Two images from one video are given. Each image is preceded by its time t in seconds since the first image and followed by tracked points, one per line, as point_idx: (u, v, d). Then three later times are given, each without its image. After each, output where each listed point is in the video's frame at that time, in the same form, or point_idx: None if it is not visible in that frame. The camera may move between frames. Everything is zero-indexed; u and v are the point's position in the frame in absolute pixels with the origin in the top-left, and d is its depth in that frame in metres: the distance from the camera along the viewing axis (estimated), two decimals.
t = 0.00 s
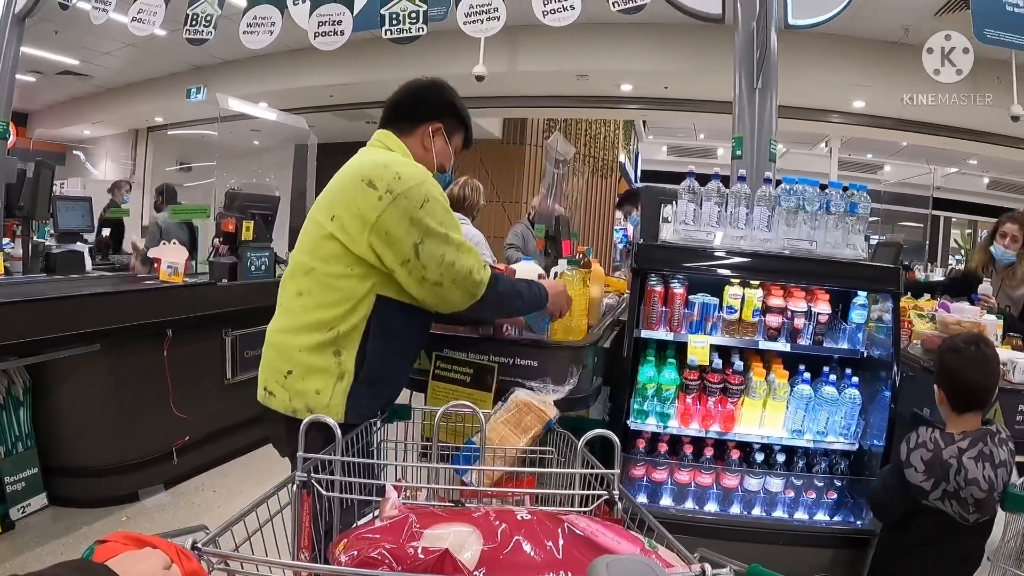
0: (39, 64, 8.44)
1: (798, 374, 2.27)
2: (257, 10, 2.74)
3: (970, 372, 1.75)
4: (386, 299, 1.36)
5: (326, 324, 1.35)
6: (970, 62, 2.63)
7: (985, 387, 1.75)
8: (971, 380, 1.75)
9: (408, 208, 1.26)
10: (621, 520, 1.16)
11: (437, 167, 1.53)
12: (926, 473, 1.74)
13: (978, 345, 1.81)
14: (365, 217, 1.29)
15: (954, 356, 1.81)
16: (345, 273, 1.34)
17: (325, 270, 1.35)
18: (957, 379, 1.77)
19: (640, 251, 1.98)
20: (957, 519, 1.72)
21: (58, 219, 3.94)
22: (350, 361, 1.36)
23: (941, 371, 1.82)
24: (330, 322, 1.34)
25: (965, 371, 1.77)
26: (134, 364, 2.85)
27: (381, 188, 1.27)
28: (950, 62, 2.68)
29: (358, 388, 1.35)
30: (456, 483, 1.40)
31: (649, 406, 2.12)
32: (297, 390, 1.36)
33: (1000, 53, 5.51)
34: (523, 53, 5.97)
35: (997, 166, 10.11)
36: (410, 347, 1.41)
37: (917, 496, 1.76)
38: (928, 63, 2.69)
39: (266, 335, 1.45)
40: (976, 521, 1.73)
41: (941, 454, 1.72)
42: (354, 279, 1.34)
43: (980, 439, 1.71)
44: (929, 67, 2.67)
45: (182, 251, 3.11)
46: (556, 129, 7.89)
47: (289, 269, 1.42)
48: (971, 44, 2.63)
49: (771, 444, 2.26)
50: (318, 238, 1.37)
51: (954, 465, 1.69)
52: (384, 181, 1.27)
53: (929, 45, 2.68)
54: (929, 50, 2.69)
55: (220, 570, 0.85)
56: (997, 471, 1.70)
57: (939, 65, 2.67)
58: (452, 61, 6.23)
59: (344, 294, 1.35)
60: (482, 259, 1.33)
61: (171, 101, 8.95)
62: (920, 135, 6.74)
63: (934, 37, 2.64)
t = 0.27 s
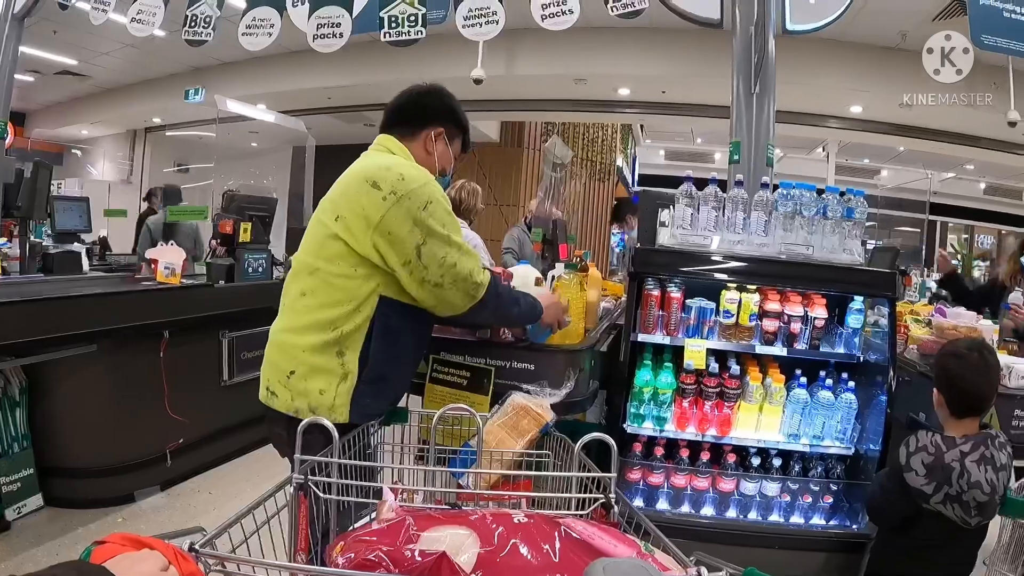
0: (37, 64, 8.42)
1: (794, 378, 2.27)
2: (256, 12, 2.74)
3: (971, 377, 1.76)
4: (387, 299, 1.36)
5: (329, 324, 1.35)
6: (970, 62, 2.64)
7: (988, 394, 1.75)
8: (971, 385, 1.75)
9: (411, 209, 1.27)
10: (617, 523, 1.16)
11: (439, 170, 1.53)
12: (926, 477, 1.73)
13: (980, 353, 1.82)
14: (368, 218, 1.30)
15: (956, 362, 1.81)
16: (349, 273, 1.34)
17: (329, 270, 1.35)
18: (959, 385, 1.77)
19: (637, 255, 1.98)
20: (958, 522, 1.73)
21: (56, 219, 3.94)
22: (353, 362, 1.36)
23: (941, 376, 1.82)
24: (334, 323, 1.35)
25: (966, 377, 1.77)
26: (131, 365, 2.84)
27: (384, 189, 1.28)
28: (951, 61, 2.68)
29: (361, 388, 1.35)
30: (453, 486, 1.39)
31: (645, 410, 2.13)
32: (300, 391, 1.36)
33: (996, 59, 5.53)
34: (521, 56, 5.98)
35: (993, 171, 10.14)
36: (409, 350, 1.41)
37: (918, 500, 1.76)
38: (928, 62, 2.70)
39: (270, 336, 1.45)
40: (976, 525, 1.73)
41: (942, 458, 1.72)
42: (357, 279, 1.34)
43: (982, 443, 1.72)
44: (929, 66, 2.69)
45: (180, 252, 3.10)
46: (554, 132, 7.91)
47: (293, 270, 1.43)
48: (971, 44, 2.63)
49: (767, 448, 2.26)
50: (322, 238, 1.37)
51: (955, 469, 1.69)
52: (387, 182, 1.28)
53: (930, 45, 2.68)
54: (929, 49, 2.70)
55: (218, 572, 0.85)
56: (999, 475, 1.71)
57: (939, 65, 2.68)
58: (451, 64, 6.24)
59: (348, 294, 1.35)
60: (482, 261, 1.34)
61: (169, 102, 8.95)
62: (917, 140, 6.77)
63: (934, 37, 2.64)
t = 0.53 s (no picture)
0: (40, 64, 8.44)
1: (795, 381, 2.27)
2: (259, 12, 2.74)
3: (971, 380, 1.76)
4: (391, 302, 1.37)
5: (333, 327, 1.34)
6: (970, 62, 2.64)
7: (988, 395, 1.75)
8: (972, 388, 1.75)
9: (415, 213, 1.27)
10: (618, 526, 1.16)
11: (442, 170, 1.53)
12: (929, 479, 1.73)
13: (985, 357, 1.82)
14: (373, 220, 1.29)
15: (958, 365, 1.81)
16: (352, 276, 1.34)
17: (333, 273, 1.35)
18: (959, 387, 1.77)
19: (639, 257, 1.98)
20: (962, 524, 1.72)
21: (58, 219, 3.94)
22: (356, 364, 1.36)
23: (943, 379, 1.82)
24: (337, 326, 1.34)
25: (967, 379, 1.77)
26: (132, 365, 2.84)
27: (389, 193, 1.28)
28: (950, 62, 2.68)
29: (364, 391, 1.35)
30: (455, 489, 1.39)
31: (646, 412, 2.12)
32: (302, 393, 1.35)
33: (999, 63, 5.53)
34: (523, 58, 5.98)
35: (995, 175, 10.14)
36: (412, 350, 1.41)
37: (920, 502, 1.75)
38: (928, 63, 2.70)
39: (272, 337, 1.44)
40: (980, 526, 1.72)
41: (944, 459, 1.72)
42: (361, 282, 1.34)
43: (983, 444, 1.71)
44: (930, 67, 2.69)
45: (181, 253, 3.10)
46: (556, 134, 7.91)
47: (296, 271, 1.42)
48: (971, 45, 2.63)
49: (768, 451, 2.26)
50: (326, 239, 1.37)
51: (958, 471, 1.69)
52: (392, 185, 1.29)
53: (929, 45, 2.68)
54: (929, 50, 2.70)
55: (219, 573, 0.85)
56: (1001, 475, 1.69)
57: (939, 66, 2.68)
58: (453, 65, 6.25)
59: (352, 296, 1.35)
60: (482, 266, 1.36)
61: (171, 102, 8.96)
62: (918, 143, 6.76)
63: (935, 37, 2.64)
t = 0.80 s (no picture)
0: (42, 66, 8.46)
1: (799, 378, 2.26)
2: (259, 13, 2.74)
3: (976, 379, 1.75)
4: (394, 304, 1.37)
5: (335, 329, 1.34)
6: (969, 63, 2.63)
7: (993, 392, 1.75)
8: (976, 388, 1.75)
9: (417, 217, 1.27)
10: (622, 525, 1.16)
11: (443, 171, 1.52)
12: (932, 473, 1.73)
13: (987, 355, 1.80)
14: (375, 223, 1.29)
15: (961, 363, 1.80)
16: (355, 278, 1.34)
17: (336, 275, 1.35)
18: (963, 386, 1.77)
19: (642, 255, 1.97)
20: (965, 518, 1.72)
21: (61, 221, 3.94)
22: (359, 366, 1.36)
23: (947, 377, 1.82)
24: (340, 328, 1.34)
25: (972, 379, 1.77)
26: (135, 366, 2.84)
27: (393, 195, 1.28)
28: (950, 63, 2.68)
29: (366, 393, 1.35)
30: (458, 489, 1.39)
31: (650, 410, 2.11)
32: (305, 394, 1.35)
33: (1002, 57, 5.51)
34: (524, 56, 5.98)
35: (999, 170, 10.10)
36: (415, 349, 1.42)
37: (924, 497, 1.75)
38: (928, 63, 2.69)
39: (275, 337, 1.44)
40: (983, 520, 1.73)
41: (948, 453, 1.72)
42: (363, 284, 1.34)
43: (987, 438, 1.72)
44: (930, 66, 2.67)
45: (184, 254, 3.11)
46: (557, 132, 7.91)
47: (299, 272, 1.42)
48: (971, 45, 2.63)
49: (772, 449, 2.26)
50: (329, 241, 1.37)
51: (961, 463, 1.69)
52: (395, 188, 1.28)
53: (928, 46, 2.68)
54: (929, 50, 2.69)
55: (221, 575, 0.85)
56: (1005, 469, 1.71)
57: (939, 66, 2.67)
58: (454, 64, 6.25)
59: (354, 298, 1.34)
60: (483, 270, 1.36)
61: (173, 104, 8.97)
62: (921, 139, 6.74)
63: (934, 37, 2.63)
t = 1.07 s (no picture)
0: (43, 67, 8.47)
1: (800, 377, 2.26)
2: (259, 13, 2.74)
3: (974, 378, 1.76)
4: (395, 302, 1.36)
5: (336, 328, 1.34)
6: (969, 63, 2.62)
7: (993, 390, 1.75)
8: (975, 388, 1.75)
9: (420, 215, 1.27)
10: (623, 524, 1.16)
11: (442, 170, 1.52)
12: (928, 466, 1.74)
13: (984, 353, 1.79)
14: (377, 223, 1.29)
15: (959, 363, 1.80)
16: (357, 277, 1.34)
17: (337, 275, 1.35)
18: (962, 385, 1.77)
19: (643, 254, 1.97)
20: (960, 511, 1.72)
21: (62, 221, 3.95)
22: (360, 365, 1.36)
23: (947, 377, 1.82)
24: (341, 327, 1.34)
25: (973, 381, 1.76)
26: (136, 366, 2.84)
27: (394, 195, 1.28)
28: (951, 63, 2.67)
29: (369, 391, 1.35)
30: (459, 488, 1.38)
31: (651, 409, 2.11)
32: (305, 393, 1.35)
33: (1002, 56, 5.50)
34: (525, 56, 5.97)
35: (1000, 168, 10.09)
36: (417, 348, 1.42)
37: (919, 489, 1.76)
38: (928, 63, 2.69)
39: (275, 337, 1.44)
40: (978, 514, 1.72)
41: (943, 446, 1.73)
42: (365, 283, 1.34)
43: (984, 432, 1.72)
44: (929, 67, 2.67)
45: (185, 254, 3.11)
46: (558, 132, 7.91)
47: (299, 271, 1.42)
48: (971, 45, 2.62)
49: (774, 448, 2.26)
50: (329, 241, 1.37)
51: (956, 455, 1.70)
52: (396, 188, 1.28)
53: (929, 46, 2.67)
54: (929, 50, 2.68)
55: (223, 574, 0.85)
56: (1001, 463, 1.70)
57: (939, 66, 2.66)
58: (454, 64, 6.25)
59: (355, 298, 1.34)
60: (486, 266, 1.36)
61: (173, 104, 8.98)
62: (922, 137, 6.74)
63: (934, 37, 2.63)
